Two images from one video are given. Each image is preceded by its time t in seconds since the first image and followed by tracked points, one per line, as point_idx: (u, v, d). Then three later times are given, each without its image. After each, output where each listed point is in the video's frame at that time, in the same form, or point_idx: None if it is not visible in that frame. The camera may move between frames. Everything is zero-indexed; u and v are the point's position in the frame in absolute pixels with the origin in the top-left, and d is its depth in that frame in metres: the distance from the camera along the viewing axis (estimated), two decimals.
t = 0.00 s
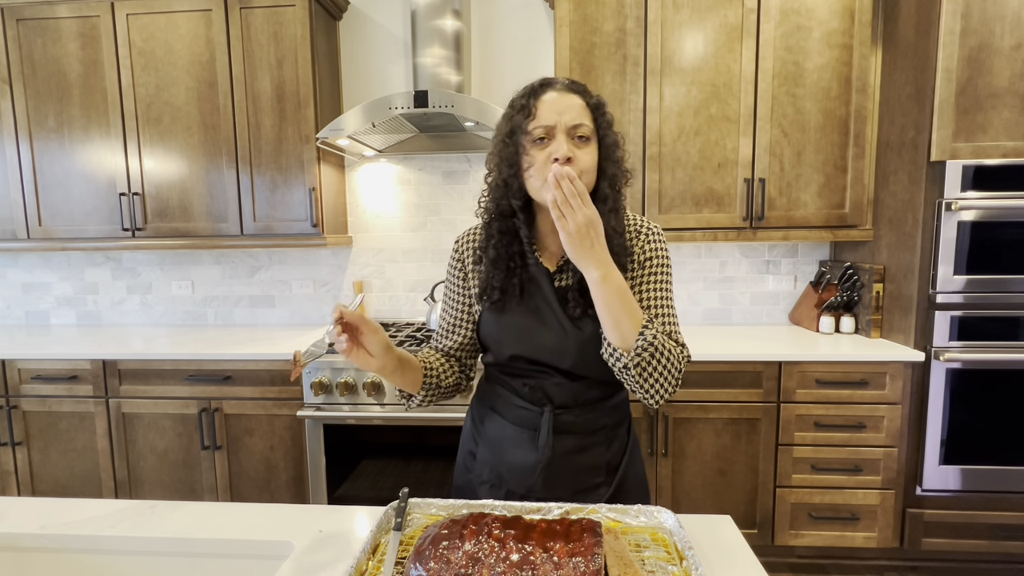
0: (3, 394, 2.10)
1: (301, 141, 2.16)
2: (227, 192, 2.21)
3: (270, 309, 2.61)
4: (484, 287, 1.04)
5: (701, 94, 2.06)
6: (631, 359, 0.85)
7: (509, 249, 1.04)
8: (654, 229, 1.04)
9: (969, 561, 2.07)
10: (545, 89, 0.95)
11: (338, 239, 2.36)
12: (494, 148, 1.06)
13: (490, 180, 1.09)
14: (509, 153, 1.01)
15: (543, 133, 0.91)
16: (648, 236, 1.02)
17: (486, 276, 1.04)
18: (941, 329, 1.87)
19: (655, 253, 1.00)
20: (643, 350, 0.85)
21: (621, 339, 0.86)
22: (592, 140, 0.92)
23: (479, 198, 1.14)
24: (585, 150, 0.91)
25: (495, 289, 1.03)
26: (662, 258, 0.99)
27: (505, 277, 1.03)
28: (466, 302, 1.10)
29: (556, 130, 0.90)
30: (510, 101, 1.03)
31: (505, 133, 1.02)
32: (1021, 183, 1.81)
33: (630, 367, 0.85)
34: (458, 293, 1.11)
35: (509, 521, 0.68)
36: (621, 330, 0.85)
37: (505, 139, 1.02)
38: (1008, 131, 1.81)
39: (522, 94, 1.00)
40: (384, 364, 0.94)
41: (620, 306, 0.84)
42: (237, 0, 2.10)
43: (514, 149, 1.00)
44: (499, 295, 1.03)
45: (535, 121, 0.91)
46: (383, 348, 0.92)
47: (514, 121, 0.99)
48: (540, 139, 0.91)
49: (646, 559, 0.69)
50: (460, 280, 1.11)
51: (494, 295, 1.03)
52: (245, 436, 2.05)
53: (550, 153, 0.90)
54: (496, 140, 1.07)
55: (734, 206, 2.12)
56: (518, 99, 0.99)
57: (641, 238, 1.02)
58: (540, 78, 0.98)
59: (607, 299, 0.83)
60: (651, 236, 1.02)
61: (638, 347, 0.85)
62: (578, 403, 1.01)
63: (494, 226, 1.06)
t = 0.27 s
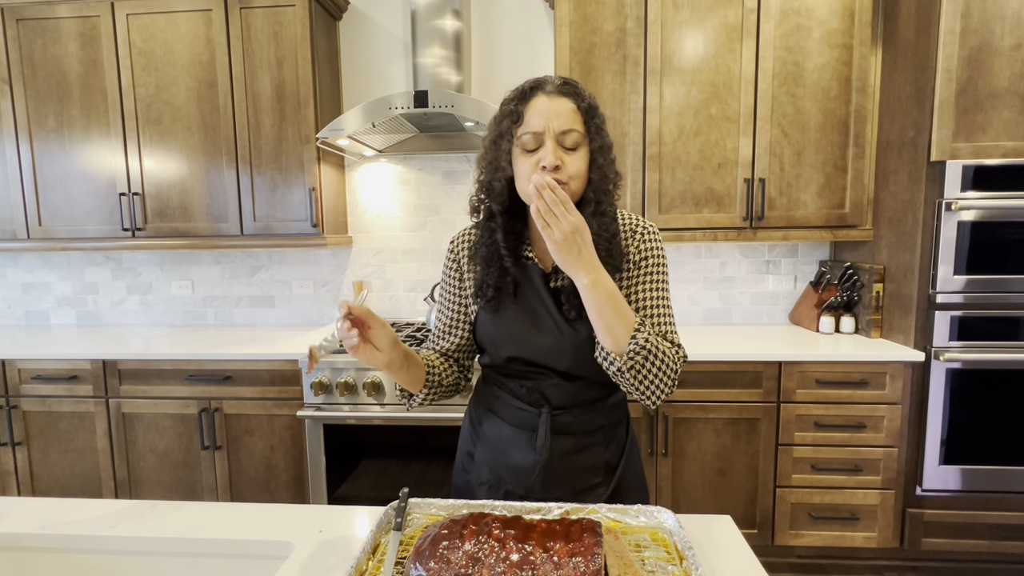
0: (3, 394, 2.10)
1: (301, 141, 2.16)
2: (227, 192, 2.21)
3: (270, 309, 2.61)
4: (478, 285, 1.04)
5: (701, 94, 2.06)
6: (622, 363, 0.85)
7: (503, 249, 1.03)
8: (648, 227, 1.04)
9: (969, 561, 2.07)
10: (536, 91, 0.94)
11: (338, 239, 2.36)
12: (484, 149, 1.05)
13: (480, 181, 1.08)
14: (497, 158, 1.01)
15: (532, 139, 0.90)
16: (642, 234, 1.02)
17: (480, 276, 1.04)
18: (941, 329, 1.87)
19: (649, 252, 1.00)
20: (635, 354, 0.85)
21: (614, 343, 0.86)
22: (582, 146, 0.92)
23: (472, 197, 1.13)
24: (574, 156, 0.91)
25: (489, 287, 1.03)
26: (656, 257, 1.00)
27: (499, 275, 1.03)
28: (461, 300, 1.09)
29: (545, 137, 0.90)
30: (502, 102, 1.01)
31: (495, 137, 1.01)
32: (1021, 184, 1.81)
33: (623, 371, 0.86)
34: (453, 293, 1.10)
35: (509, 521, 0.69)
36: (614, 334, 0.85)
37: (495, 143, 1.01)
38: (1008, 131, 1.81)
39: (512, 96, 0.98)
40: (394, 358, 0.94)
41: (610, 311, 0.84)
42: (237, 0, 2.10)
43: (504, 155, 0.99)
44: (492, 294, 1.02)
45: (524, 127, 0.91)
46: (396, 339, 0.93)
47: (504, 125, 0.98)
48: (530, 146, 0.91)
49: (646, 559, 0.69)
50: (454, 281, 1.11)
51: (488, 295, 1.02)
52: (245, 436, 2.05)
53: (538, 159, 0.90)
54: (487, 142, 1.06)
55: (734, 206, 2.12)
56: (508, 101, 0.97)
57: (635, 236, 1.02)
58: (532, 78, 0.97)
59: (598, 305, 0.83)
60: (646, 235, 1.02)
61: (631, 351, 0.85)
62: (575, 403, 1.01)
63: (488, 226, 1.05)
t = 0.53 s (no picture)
0: (3, 394, 2.10)
1: (301, 141, 2.16)
2: (227, 192, 2.21)
3: (270, 309, 2.61)
4: (478, 289, 1.04)
5: (701, 94, 2.06)
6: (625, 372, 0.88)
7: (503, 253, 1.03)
8: (648, 229, 1.04)
9: (969, 561, 2.07)
10: (545, 98, 0.92)
11: (338, 239, 2.36)
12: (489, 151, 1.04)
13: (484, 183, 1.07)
14: (506, 168, 0.99)
15: (542, 149, 0.90)
16: (641, 237, 1.02)
17: (479, 279, 1.03)
18: (941, 329, 1.87)
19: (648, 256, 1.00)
20: (635, 363, 0.87)
21: (615, 354, 0.88)
22: (590, 157, 0.92)
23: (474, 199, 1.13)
24: (584, 168, 0.91)
25: (489, 291, 1.03)
26: (656, 261, 1.00)
27: (499, 280, 1.03)
28: (460, 302, 1.09)
29: (557, 147, 0.89)
30: (506, 106, 0.98)
31: (502, 145, 0.98)
32: (1021, 183, 1.81)
33: (624, 379, 0.88)
34: (451, 295, 1.10)
35: (509, 521, 0.69)
36: (614, 345, 0.87)
37: (503, 151, 0.99)
38: (1008, 131, 1.81)
39: (518, 102, 0.95)
40: (414, 340, 0.99)
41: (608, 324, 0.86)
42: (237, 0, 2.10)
43: (514, 165, 0.98)
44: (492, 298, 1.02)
45: (535, 135, 0.90)
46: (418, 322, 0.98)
47: (512, 134, 0.96)
48: (540, 155, 0.90)
49: (646, 559, 0.69)
50: (453, 282, 1.11)
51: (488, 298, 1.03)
52: (245, 436, 2.05)
53: (550, 170, 0.89)
54: (491, 146, 1.04)
55: (734, 206, 2.12)
56: (515, 108, 0.95)
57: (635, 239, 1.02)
58: (538, 82, 0.94)
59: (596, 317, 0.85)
60: (645, 238, 1.02)
61: (631, 360, 0.87)
62: (573, 404, 1.01)
63: (488, 230, 1.04)
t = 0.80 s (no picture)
0: (3, 394, 2.10)
1: (301, 141, 2.16)
2: (227, 192, 2.21)
3: (270, 309, 2.61)
4: (480, 294, 1.04)
5: (701, 94, 2.06)
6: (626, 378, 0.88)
7: (506, 257, 1.03)
8: (648, 230, 1.04)
9: (969, 561, 2.07)
10: (559, 104, 0.90)
11: (338, 239, 2.36)
12: (496, 150, 1.02)
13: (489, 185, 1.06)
14: (519, 173, 0.97)
15: (554, 156, 0.89)
16: (642, 239, 1.03)
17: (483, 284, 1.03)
18: (941, 329, 1.87)
19: (649, 258, 1.01)
20: (636, 370, 0.87)
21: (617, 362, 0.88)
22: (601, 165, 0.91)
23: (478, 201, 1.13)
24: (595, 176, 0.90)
25: (493, 296, 1.02)
26: (657, 263, 1.01)
27: (504, 284, 1.03)
28: (462, 305, 1.10)
29: (570, 155, 0.88)
30: (518, 109, 0.96)
31: (514, 150, 0.96)
32: (1021, 183, 1.81)
33: (625, 385, 0.88)
34: (454, 297, 1.10)
35: (509, 521, 0.69)
36: (616, 353, 0.87)
37: (515, 156, 0.96)
38: (1008, 131, 1.81)
39: (531, 106, 0.93)
40: (403, 366, 0.95)
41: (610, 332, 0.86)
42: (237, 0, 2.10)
43: (526, 170, 0.96)
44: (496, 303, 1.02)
45: (550, 141, 0.88)
46: (403, 349, 0.93)
47: (525, 139, 0.94)
48: (552, 162, 0.89)
49: (646, 559, 0.69)
50: (454, 283, 1.11)
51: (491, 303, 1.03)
52: (244, 436, 2.05)
53: (562, 178, 0.88)
54: (500, 150, 1.01)
55: (734, 206, 2.12)
56: (528, 113, 0.93)
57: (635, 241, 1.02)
58: (551, 86, 0.93)
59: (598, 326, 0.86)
60: (646, 239, 1.03)
61: (632, 368, 0.87)
62: (573, 405, 1.01)
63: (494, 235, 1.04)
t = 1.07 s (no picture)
0: (3, 394, 2.10)
1: (301, 141, 2.16)
2: (227, 192, 2.21)
3: (270, 309, 2.61)
4: (479, 296, 1.04)
5: (701, 94, 2.06)
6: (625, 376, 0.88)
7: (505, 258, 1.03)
8: (648, 229, 1.04)
9: (969, 561, 2.07)
10: (559, 105, 0.90)
11: (338, 239, 2.36)
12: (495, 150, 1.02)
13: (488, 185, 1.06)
14: (523, 176, 0.95)
15: (557, 156, 0.88)
16: (641, 238, 1.02)
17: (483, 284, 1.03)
18: (941, 329, 1.87)
19: (649, 258, 1.01)
20: (634, 369, 0.87)
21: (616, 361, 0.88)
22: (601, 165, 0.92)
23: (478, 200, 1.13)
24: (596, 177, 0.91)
25: (493, 298, 1.03)
26: (656, 263, 1.01)
27: (503, 287, 1.03)
28: (462, 308, 1.10)
29: (573, 156, 0.88)
30: (517, 112, 0.95)
31: (515, 153, 0.94)
32: (1021, 184, 1.81)
33: (624, 384, 0.89)
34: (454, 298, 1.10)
35: (509, 521, 0.69)
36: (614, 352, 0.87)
37: (517, 160, 0.95)
38: (1008, 131, 1.81)
39: (529, 109, 0.93)
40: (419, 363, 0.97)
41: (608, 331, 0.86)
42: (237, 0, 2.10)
43: (529, 173, 0.95)
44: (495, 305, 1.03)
45: (552, 142, 0.88)
46: (420, 344, 0.96)
47: (526, 141, 0.93)
48: (555, 162, 0.89)
49: (646, 559, 0.69)
50: (455, 283, 1.11)
51: (490, 305, 1.03)
52: (245, 436, 2.05)
53: (567, 177, 0.88)
54: (500, 155, 1.00)
55: (734, 206, 2.12)
56: (528, 115, 0.92)
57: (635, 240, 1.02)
58: (548, 87, 0.93)
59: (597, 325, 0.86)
60: (646, 239, 1.02)
61: (630, 367, 0.87)
62: (573, 404, 1.01)
63: (494, 240, 1.03)
